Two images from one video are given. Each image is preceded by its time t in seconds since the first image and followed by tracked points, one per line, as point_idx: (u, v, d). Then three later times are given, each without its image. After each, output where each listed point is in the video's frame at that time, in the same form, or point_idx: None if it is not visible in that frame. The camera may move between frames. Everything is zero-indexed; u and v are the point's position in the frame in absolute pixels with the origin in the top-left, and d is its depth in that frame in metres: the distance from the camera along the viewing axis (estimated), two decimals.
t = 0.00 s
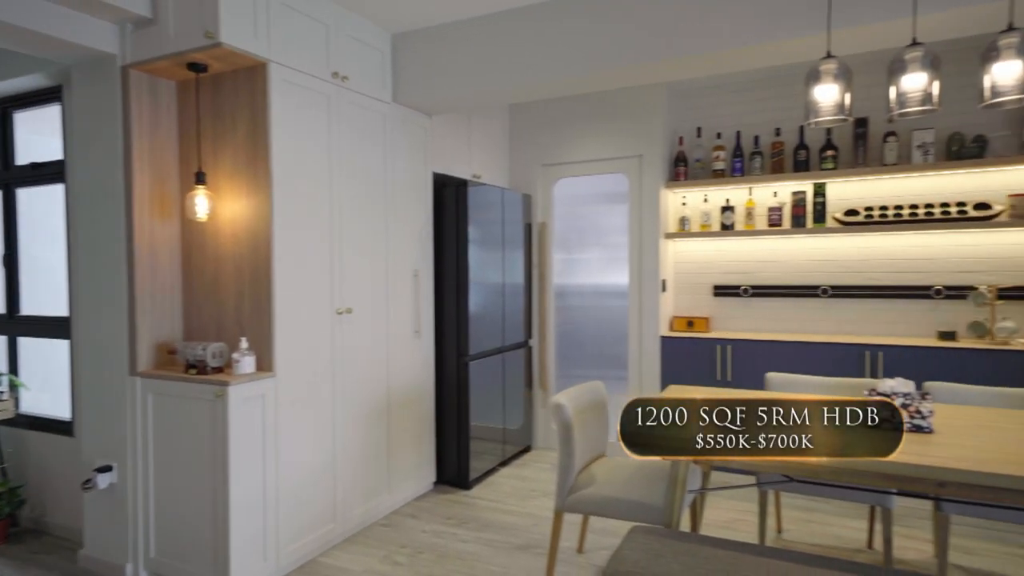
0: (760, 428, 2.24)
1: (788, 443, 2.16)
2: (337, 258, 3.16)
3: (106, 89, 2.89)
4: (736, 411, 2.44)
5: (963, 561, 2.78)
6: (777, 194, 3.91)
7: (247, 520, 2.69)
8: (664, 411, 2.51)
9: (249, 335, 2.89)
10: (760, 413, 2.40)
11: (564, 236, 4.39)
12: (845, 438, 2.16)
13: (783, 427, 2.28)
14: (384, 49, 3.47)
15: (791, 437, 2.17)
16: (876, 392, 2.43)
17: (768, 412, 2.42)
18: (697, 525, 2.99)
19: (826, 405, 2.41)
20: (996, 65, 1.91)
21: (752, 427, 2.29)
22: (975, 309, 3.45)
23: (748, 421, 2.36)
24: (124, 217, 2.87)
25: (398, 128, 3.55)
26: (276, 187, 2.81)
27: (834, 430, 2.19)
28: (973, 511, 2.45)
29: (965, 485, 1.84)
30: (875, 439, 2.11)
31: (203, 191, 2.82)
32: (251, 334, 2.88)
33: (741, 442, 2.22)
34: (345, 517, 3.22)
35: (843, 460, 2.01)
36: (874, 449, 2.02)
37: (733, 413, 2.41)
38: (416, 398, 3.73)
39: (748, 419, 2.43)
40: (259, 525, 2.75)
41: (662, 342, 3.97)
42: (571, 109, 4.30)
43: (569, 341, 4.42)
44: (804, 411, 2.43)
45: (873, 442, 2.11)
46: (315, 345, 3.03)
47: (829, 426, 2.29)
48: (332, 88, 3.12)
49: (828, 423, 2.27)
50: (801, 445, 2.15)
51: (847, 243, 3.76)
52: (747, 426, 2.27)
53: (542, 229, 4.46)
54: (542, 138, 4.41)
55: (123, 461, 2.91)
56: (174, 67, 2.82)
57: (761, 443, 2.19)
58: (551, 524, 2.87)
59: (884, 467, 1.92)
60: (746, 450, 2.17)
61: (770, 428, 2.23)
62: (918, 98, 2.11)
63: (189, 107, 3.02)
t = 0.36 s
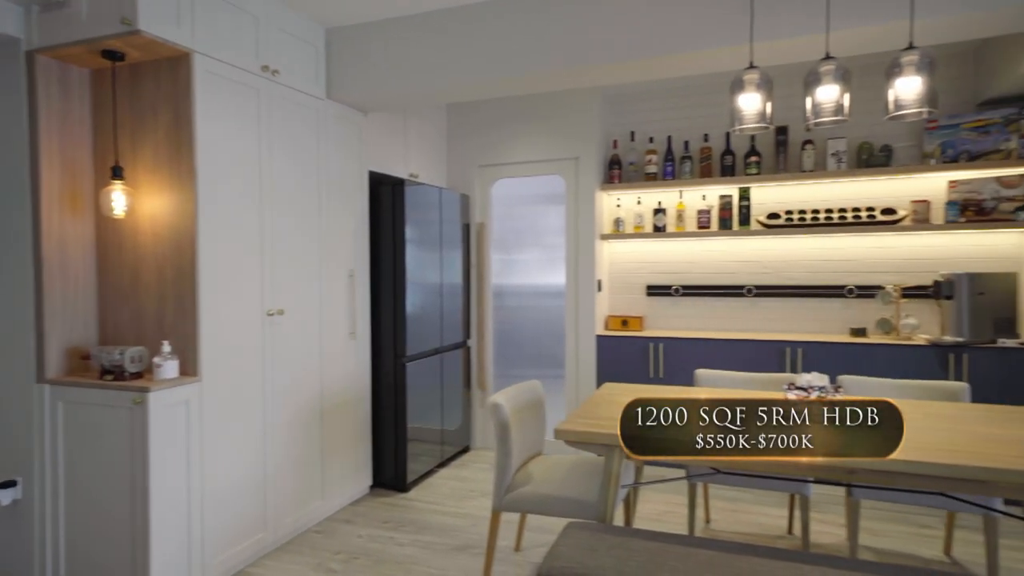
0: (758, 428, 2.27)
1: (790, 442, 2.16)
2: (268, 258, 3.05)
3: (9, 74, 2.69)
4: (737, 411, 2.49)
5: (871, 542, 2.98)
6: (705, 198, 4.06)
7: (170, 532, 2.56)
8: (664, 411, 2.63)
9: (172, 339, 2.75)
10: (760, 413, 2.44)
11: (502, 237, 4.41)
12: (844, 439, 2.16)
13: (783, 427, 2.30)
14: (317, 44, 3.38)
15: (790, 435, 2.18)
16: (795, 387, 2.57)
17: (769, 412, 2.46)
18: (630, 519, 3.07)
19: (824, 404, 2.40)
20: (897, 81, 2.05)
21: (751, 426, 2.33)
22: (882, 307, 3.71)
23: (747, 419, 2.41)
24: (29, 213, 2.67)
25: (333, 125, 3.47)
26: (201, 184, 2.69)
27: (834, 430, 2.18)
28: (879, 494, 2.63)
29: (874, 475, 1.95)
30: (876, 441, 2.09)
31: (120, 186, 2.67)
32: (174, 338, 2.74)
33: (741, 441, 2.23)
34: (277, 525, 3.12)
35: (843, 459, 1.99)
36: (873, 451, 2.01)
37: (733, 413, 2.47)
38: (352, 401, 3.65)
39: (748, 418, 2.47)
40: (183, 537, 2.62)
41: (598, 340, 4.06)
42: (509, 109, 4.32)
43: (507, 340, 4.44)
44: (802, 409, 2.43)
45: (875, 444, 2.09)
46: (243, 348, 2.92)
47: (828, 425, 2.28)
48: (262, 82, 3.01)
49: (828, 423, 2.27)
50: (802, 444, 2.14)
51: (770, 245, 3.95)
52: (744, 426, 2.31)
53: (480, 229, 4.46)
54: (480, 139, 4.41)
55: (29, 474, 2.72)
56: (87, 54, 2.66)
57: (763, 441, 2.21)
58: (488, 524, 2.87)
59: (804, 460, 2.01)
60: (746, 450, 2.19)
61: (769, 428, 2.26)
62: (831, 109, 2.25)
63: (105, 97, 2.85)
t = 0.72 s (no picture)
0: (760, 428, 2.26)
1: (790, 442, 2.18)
2: (201, 257, 2.92)
3: None
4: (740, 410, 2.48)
5: (799, 529, 3.13)
6: (645, 200, 4.16)
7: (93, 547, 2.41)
8: (663, 411, 2.61)
9: (95, 342, 2.59)
10: (760, 413, 2.44)
11: (446, 237, 4.39)
12: (843, 438, 2.19)
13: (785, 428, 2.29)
14: (253, 37, 3.27)
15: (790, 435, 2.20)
16: (729, 382, 2.62)
17: (767, 413, 2.45)
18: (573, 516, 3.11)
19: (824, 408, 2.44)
20: (820, 91, 2.16)
21: (753, 427, 2.32)
22: (809, 306, 3.90)
23: (746, 419, 2.43)
24: None
25: (271, 121, 3.36)
26: (128, 179, 2.55)
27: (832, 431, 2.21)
28: (806, 484, 2.77)
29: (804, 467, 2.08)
30: (875, 441, 2.11)
31: (36, 180, 2.50)
32: (97, 341, 2.59)
33: (740, 441, 2.24)
34: (211, 535, 2.99)
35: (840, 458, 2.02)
36: (873, 450, 2.03)
37: (733, 412, 2.48)
38: (291, 404, 3.55)
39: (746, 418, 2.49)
40: (108, 552, 2.47)
41: (541, 340, 4.10)
42: (453, 108, 4.30)
43: (452, 341, 4.42)
44: (801, 412, 2.48)
45: (875, 445, 2.10)
46: (173, 351, 2.78)
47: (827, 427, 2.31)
48: (194, 74, 2.88)
49: (827, 423, 2.29)
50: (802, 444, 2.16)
51: (706, 246, 4.09)
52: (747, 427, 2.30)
53: (424, 229, 4.42)
54: (424, 138, 4.37)
55: None
56: None
57: (762, 441, 2.23)
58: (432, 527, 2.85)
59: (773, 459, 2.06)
60: (746, 450, 2.19)
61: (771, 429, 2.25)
62: (761, 116, 2.34)
63: (17, 84, 2.66)
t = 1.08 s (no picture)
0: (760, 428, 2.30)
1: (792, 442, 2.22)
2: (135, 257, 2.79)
3: None
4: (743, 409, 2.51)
5: (740, 521, 3.25)
6: (593, 202, 4.23)
7: (15, 565, 2.26)
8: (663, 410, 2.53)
9: (16, 347, 2.44)
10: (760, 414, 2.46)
11: (395, 237, 4.34)
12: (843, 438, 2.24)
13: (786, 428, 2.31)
14: (191, 28, 3.15)
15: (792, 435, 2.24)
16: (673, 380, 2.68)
17: (770, 413, 2.47)
18: (522, 515, 3.12)
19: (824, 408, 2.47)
20: (758, 98, 2.24)
21: (753, 427, 2.36)
22: (750, 305, 4.04)
23: (746, 419, 2.44)
24: None
25: (211, 116, 3.24)
26: (54, 174, 2.40)
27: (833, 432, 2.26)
28: (746, 476, 2.87)
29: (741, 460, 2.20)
30: (875, 439, 2.16)
31: None
32: (18, 346, 2.43)
33: (743, 442, 2.27)
34: (146, 547, 2.86)
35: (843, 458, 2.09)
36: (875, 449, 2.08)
37: (733, 412, 2.48)
38: (233, 409, 3.44)
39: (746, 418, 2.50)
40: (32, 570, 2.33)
41: (492, 340, 4.10)
42: (402, 107, 4.26)
43: (401, 341, 4.37)
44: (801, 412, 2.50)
45: (874, 444, 2.12)
46: (104, 356, 2.64)
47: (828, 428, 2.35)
48: (127, 65, 2.74)
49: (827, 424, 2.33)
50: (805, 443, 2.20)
51: (652, 247, 4.19)
52: (747, 426, 2.33)
53: (373, 228, 4.35)
54: (372, 136, 4.31)
55: None
56: None
57: (765, 442, 2.26)
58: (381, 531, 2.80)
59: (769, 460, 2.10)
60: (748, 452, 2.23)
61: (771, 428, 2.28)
62: (702, 121, 2.41)
63: None
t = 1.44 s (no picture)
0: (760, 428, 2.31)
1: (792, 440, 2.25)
2: (61, 257, 2.63)
3: None
4: (744, 408, 2.52)
5: (684, 514, 3.34)
6: (543, 202, 4.27)
7: None
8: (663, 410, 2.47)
9: None
10: (760, 413, 2.45)
11: (342, 237, 4.26)
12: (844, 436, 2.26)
13: (784, 426, 2.32)
14: (123, 16, 3.00)
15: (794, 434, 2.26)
16: (619, 378, 2.73)
17: (769, 411, 2.48)
18: (472, 515, 3.12)
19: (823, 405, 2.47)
20: (699, 103, 2.31)
21: (752, 426, 2.37)
22: (693, 305, 4.16)
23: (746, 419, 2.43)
24: None
25: (144, 109, 3.09)
26: None
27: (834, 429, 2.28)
28: (689, 471, 2.96)
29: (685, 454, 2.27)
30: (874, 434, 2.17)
31: None
32: None
33: (741, 442, 2.29)
34: (75, 562, 2.71)
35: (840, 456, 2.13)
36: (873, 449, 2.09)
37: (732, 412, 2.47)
38: (170, 415, 3.29)
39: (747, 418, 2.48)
40: None
41: (441, 340, 4.09)
42: (350, 104, 4.19)
43: (348, 343, 4.29)
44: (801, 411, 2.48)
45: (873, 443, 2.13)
46: (27, 362, 2.48)
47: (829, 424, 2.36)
48: (51, 53, 2.58)
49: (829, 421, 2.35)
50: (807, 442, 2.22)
51: (600, 248, 4.25)
52: (747, 426, 2.35)
53: (319, 228, 4.26)
54: (319, 134, 4.22)
55: None
56: None
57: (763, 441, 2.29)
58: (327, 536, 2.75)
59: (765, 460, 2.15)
60: (749, 452, 2.26)
61: (769, 428, 2.29)
62: (647, 125, 2.46)
63: None
